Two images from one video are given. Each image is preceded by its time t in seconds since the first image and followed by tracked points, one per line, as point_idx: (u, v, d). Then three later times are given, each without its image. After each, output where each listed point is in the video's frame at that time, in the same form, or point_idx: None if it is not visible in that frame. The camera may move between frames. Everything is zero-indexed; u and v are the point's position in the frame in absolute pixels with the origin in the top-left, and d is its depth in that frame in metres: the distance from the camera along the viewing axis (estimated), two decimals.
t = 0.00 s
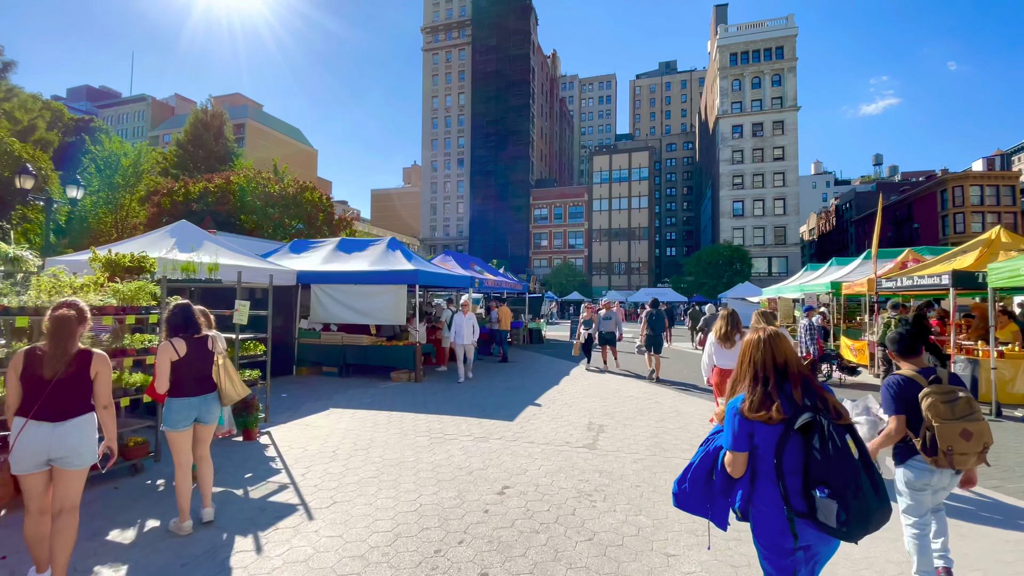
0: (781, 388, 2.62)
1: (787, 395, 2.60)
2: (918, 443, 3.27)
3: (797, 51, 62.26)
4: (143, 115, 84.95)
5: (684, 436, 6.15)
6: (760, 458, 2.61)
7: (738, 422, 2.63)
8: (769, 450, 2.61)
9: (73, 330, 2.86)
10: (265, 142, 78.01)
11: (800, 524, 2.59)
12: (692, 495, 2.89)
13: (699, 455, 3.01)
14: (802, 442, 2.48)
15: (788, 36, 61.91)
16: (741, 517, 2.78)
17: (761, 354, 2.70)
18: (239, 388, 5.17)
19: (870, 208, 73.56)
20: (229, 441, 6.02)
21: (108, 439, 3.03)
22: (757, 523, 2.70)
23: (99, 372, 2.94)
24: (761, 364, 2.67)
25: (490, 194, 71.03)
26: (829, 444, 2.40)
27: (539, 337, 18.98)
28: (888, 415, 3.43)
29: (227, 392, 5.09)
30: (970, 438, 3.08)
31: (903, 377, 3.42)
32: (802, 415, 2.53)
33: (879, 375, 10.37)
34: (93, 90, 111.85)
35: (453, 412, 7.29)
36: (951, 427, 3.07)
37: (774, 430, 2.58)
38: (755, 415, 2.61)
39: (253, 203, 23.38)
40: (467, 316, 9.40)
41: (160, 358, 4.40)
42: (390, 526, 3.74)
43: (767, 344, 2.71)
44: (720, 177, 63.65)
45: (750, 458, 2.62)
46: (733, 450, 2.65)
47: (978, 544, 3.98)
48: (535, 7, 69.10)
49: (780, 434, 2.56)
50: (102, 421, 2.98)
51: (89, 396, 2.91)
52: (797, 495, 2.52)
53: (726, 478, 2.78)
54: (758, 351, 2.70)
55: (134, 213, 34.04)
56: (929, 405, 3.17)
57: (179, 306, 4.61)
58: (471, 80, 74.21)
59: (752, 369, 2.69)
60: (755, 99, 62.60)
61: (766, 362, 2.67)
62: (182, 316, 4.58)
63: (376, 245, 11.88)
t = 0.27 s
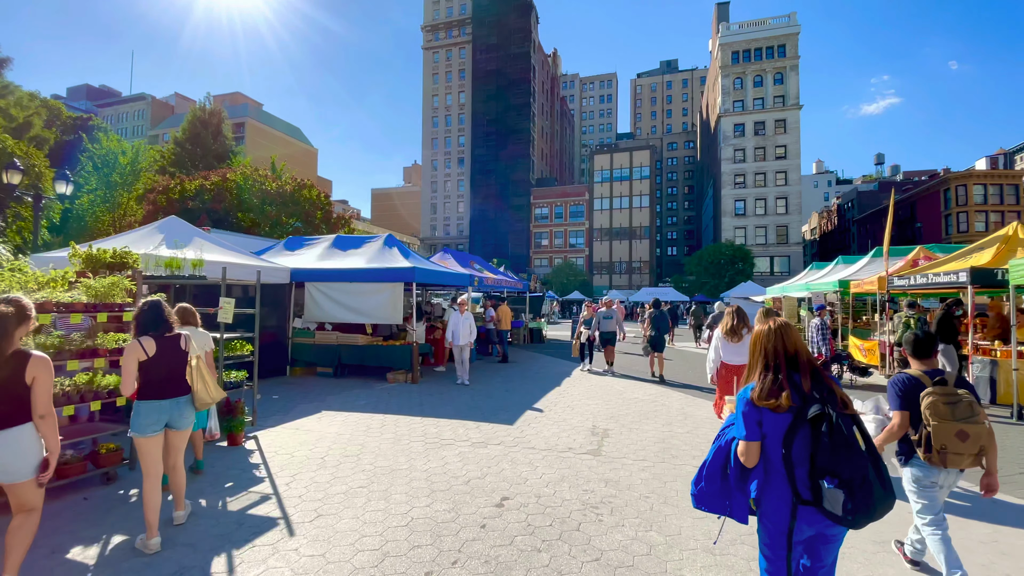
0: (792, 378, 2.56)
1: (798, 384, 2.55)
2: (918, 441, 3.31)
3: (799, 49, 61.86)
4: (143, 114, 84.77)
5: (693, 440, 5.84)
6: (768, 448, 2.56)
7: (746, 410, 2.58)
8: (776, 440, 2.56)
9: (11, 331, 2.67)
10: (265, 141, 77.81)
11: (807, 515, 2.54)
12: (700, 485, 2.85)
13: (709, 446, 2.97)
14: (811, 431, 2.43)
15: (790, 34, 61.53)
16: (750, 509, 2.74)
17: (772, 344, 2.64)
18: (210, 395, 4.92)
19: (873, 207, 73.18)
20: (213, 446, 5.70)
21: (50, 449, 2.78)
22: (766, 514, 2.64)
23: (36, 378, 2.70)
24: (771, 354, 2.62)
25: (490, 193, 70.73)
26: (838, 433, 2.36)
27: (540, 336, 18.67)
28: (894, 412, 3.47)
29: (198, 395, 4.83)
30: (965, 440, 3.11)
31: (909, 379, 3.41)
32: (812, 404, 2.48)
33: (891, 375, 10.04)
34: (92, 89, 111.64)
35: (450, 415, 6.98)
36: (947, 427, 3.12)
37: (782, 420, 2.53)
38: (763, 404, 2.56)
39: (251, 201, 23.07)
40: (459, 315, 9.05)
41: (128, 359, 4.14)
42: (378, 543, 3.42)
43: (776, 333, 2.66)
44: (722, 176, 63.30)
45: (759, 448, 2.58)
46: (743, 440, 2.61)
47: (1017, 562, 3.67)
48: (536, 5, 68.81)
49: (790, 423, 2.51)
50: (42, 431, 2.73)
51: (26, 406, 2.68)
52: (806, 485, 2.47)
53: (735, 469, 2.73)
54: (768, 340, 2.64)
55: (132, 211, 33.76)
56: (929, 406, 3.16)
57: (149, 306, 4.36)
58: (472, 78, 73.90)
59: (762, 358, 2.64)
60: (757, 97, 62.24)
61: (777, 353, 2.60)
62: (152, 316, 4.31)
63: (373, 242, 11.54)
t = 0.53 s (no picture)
0: (801, 377, 2.47)
1: (808, 383, 2.47)
2: (928, 438, 3.37)
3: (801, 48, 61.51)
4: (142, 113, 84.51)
5: (702, 448, 5.54)
6: (789, 451, 2.44)
7: (761, 414, 2.46)
8: (796, 441, 2.45)
9: None
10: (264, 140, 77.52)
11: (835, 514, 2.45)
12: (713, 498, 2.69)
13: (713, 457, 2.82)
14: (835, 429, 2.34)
15: (791, 32, 61.17)
16: (768, 518, 2.60)
17: (776, 346, 2.54)
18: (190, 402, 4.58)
19: (875, 207, 72.81)
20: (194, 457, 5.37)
21: None
22: (787, 521, 2.52)
23: None
24: (776, 355, 2.52)
25: (490, 193, 70.41)
26: (861, 429, 2.28)
27: (540, 337, 18.34)
28: (904, 408, 3.50)
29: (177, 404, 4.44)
30: (978, 435, 3.17)
31: (920, 372, 3.45)
32: (824, 403, 2.40)
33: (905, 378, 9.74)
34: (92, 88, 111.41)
35: (448, 422, 6.67)
36: (961, 423, 3.16)
37: (799, 418, 2.44)
38: (779, 405, 2.45)
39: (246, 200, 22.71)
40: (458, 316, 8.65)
41: (95, 366, 3.77)
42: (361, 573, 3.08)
43: (775, 333, 2.58)
44: (723, 176, 62.96)
45: (774, 454, 2.46)
46: (756, 447, 2.48)
47: None
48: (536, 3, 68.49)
49: (805, 424, 2.43)
50: None
51: None
52: (830, 487, 2.37)
53: (750, 477, 2.59)
54: (771, 341, 2.54)
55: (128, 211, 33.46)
56: (943, 402, 3.24)
57: (122, 309, 3.98)
58: (472, 77, 73.59)
59: (769, 360, 2.54)
60: (758, 96, 61.91)
61: (782, 354, 2.50)
62: (124, 320, 3.95)
63: (369, 241, 11.22)
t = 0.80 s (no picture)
0: (790, 375, 2.56)
1: (795, 381, 2.55)
2: (938, 442, 3.19)
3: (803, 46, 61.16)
4: (141, 112, 84.20)
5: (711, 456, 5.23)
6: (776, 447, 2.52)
7: (748, 409, 2.56)
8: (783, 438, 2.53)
9: None
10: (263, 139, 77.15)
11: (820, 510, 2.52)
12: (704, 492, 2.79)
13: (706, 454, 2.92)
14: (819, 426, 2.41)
15: (793, 31, 60.77)
16: (756, 512, 2.68)
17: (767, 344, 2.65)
18: (176, 402, 3.97)
19: (876, 206, 72.53)
20: (172, 465, 5.05)
21: None
22: (778, 515, 2.59)
23: None
24: (767, 352, 2.63)
25: (491, 192, 70.07)
26: (845, 429, 2.35)
27: (540, 337, 18.02)
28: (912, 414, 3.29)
29: (158, 407, 3.85)
30: (987, 439, 3.01)
31: (926, 378, 3.24)
32: (813, 400, 2.47)
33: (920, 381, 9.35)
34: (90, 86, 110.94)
35: (443, 426, 6.35)
36: (972, 429, 2.99)
37: (786, 416, 2.52)
38: (765, 402, 2.55)
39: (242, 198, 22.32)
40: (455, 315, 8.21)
41: (60, 370, 3.27)
42: None
43: (768, 331, 2.69)
44: (724, 175, 62.65)
45: (765, 451, 2.54)
46: (749, 444, 2.56)
47: None
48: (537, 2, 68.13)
49: (795, 422, 2.50)
50: None
51: None
52: (816, 483, 2.45)
53: (739, 473, 2.68)
54: (762, 341, 2.66)
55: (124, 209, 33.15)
56: (952, 408, 3.06)
57: (89, 305, 3.43)
58: (472, 76, 73.22)
59: (757, 359, 2.65)
60: (760, 95, 61.56)
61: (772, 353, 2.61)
62: (91, 316, 3.41)
63: (364, 239, 10.89)
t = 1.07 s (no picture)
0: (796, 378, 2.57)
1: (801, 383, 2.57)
2: (946, 438, 3.17)
3: (805, 45, 60.79)
4: (141, 112, 83.85)
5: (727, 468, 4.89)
6: (778, 448, 2.56)
7: (751, 410, 2.60)
8: (787, 440, 2.55)
9: None
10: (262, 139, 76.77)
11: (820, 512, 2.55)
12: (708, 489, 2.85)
13: (712, 453, 2.97)
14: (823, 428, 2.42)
15: (795, 29, 60.42)
16: (759, 512, 2.71)
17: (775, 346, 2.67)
18: (145, 416, 3.59)
19: (878, 206, 72.17)
20: (149, 479, 4.71)
21: None
22: (779, 516, 2.63)
23: None
24: (774, 355, 2.65)
25: (491, 192, 69.71)
26: (847, 432, 2.34)
27: (541, 338, 17.66)
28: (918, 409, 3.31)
29: (128, 420, 3.48)
30: (998, 434, 2.96)
31: (933, 373, 3.26)
32: (818, 403, 2.48)
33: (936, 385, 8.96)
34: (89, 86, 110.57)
35: (440, 434, 6.01)
36: (981, 423, 2.97)
37: (789, 416, 2.54)
38: (768, 402, 2.58)
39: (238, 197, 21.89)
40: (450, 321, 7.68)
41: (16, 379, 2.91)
42: None
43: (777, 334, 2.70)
44: (725, 174, 62.28)
45: (766, 452, 2.57)
46: (750, 444, 2.61)
47: None
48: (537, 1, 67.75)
49: (799, 424, 2.52)
50: None
51: None
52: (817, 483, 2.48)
53: (744, 471, 2.72)
54: (769, 342, 2.68)
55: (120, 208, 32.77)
56: (961, 403, 3.05)
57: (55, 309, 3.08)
58: (472, 75, 72.82)
59: (764, 361, 2.67)
60: (762, 94, 61.19)
61: (777, 357, 2.62)
62: (58, 319, 3.08)
63: (360, 237, 10.55)
